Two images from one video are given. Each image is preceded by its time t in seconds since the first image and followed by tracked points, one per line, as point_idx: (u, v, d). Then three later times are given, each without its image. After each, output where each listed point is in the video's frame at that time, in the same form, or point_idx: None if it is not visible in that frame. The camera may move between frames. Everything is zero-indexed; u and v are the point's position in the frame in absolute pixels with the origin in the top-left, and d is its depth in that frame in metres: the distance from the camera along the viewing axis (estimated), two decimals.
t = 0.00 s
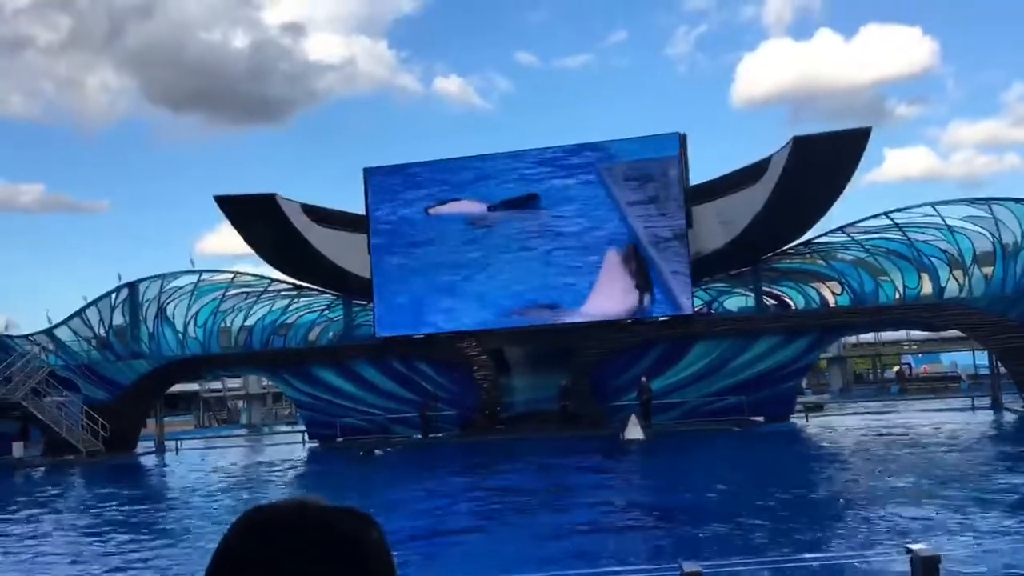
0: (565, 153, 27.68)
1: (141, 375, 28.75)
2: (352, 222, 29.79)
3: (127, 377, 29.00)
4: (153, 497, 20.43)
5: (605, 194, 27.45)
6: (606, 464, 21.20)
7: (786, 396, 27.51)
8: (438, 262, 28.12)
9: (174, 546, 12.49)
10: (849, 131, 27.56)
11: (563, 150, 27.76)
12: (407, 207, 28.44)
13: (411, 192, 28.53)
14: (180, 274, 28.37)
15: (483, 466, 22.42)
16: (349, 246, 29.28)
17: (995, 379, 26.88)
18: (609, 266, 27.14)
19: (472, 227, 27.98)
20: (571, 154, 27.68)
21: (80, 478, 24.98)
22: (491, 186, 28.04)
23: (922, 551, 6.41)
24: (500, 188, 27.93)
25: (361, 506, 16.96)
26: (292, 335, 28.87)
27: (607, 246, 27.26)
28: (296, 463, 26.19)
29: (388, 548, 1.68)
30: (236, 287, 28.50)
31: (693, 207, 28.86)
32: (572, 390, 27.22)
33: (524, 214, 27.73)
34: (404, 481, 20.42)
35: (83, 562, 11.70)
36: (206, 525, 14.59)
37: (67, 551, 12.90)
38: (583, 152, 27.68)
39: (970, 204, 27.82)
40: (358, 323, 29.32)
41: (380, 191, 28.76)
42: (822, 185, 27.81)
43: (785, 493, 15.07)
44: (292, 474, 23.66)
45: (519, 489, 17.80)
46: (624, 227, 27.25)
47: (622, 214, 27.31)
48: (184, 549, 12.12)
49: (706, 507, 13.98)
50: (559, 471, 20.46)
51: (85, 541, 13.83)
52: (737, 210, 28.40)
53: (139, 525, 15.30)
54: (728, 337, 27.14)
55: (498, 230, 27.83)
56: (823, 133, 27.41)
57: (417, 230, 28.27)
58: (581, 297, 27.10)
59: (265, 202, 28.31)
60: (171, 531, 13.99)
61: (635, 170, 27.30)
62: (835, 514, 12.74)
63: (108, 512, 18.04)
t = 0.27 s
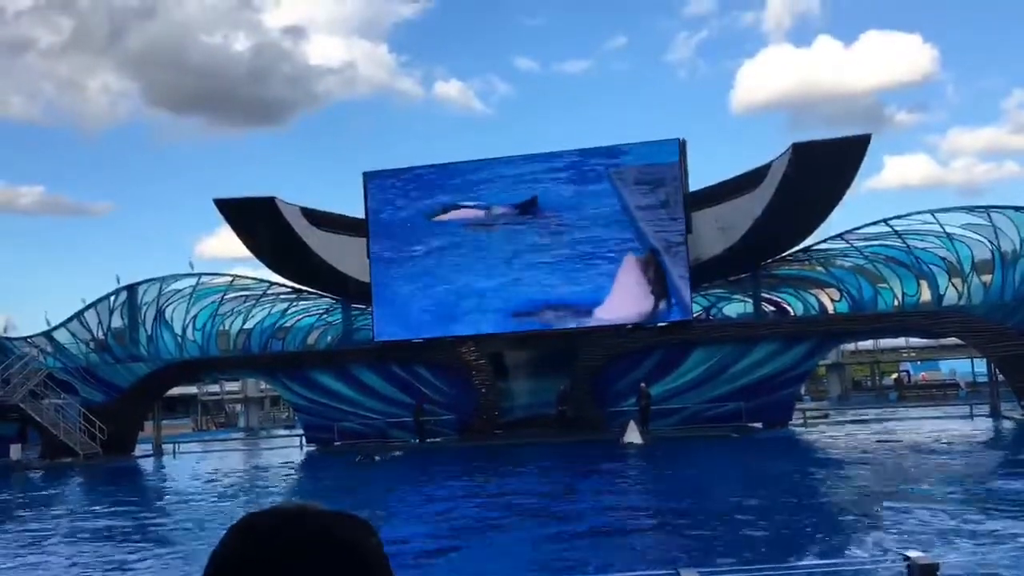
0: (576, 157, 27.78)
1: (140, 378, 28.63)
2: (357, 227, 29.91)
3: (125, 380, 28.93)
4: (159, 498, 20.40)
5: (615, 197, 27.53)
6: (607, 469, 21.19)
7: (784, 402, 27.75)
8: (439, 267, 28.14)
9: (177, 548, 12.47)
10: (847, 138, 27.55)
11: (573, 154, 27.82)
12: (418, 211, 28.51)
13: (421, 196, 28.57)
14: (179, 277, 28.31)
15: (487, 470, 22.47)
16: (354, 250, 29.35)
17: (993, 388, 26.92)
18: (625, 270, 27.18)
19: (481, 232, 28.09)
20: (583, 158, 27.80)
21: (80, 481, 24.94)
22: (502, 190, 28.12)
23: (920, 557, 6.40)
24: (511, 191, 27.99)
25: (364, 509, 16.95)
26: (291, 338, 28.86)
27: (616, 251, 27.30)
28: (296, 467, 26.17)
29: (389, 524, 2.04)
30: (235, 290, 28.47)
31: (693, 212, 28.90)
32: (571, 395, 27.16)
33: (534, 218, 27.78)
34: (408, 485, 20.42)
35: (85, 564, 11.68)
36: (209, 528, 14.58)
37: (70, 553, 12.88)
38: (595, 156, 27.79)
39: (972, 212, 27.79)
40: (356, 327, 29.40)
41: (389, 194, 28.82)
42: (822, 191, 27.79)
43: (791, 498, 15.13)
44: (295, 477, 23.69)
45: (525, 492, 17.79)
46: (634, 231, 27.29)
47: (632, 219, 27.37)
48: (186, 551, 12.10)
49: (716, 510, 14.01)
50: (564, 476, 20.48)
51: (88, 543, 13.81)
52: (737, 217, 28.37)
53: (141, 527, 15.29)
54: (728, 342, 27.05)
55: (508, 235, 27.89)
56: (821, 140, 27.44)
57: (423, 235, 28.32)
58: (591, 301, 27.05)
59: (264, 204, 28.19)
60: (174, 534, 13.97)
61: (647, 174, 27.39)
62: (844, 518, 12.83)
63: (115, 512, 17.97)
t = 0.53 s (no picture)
0: (593, 145, 25.43)
1: (97, 390, 25.97)
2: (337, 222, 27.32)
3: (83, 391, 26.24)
4: (105, 524, 17.89)
5: (635, 191, 25.23)
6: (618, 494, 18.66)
7: (811, 417, 24.93)
8: (436, 267, 25.88)
9: None
10: (878, 128, 24.96)
11: (587, 144, 25.52)
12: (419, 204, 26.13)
13: (421, 188, 26.13)
14: (143, 279, 25.94)
15: (488, 493, 19.94)
16: (335, 249, 26.77)
17: None
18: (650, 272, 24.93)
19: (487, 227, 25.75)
20: (600, 148, 25.43)
21: (28, 503, 22.41)
22: (511, 182, 25.77)
23: None
24: (521, 183, 25.64)
25: (338, 537, 14.49)
26: (265, 347, 26.31)
27: (637, 250, 25.06)
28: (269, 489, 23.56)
29: (349, 564, 1.61)
30: (204, 292, 26.14)
31: (708, 209, 26.30)
32: (573, 408, 24.61)
33: (546, 213, 25.45)
34: (394, 511, 17.82)
35: None
36: (147, 564, 12.13)
37: None
38: (611, 145, 25.48)
39: (1011, 210, 25.67)
40: (338, 334, 26.74)
41: (387, 184, 26.35)
42: (850, 186, 25.26)
43: (849, 534, 12.75)
44: (273, 501, 21.13)
45: (529, 520, 15.26)
46: (656, 229, 25.12)
47: (653, 215, 25.12)
48: None
49: (766, 550, 11.45)
50: (573, 501, 17.90)
51: None
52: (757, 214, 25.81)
53: (69, 562, 12.85)
54: (747, 352, 24.58)
55: (517, 231, 25.62)
56: (850, 131, 24.93)
57: (422, 233, 26.03)
58: (608, 305, 25.01)
59: (237, 198, 25.88)
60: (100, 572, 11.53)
61: (669, 165, 25.22)
62: (934, 560, 10.41)
63: (58, 543, 15.37)
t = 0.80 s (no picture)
0: (606, 133, 23.89)
1: (67, 394, 24.36)
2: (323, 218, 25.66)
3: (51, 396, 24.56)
4: (63, 538, 16.34)
5: (651, 182, 23.71)
6: (628, 508, 17.11)
7: (825, 426, 23.31)
8: (429, 264, 24.30)
9: None
10: (897, 119, 23.66)
11: (600, 133, 24.01)
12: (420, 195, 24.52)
13: (423, 178, 24.55)
14: (114, 277, 24.35)
15: (482, 509, 18.20)
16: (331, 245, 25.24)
17: None
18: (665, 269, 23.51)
19: (491, 221, 24.26)
20: (613, 138, 23.90)
21: None
22: (519, 172, 24.24)
23: None
24: (530, 173, 24.17)
25: (320, 554, 12.98)
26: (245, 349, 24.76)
27: (653, 246, 23.69)
28: (249, 500, 21.99)
29: None
30: (181, 292, 24.73)
31: (715, 204, 24.79)
32: (572, 415, 23.22)
33: (555, 206, 23.97)
34: (378, 528, 16.07)
35: None
36: None
37: None
38: (626, 135, 23.96)
39: None
40: (323, 335, 24.98)
41: (386, 174, 24.74)
42: (868, 180, 23.90)
43: (902, 548, 11.02)
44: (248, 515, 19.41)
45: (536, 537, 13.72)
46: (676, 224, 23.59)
47: (671, 208, 23.59)
48: None
49: None
50: (580, 520, 16.14)
51: None
52: (769, 208, 24.36)
53: None
54: (756, 356, 23.19)
55: (524, 224, 24.17)
56: (868, 122, 23.56)
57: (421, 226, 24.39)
58: (619, 304, 23.57)
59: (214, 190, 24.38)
60: None
61: (688, 157, 23.70)
62: None
63: (9, 558, 13.88)
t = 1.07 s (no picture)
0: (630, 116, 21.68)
1: (24, 403, 22.17)
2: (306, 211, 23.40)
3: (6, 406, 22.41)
4: None
5: (680, 170, 21.48)
6: (651, 533, 14.81)
7: (858, 441, 20.91)
8: (425, 260, 22.04)
9: None
10: (936, 101, 21.50)
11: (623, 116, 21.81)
12: (424, 184, 22.20)
13: (428, 165, 22.22)
14: (76, 274, 22.21)
15: (481, 532, 15.91)
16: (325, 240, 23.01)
17: None
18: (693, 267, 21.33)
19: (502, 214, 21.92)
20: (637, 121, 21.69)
21: None
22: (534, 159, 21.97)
23: None
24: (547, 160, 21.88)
25: None
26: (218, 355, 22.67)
27: (681, 241, 21.41)
28: (221, 520, 19.70)
29: None
30: (148, 291, 22.57)
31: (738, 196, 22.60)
32: (579, 428, 20.94)
33: (571, 196, 21.75)
34: (358, 555, 13.67)
35: None
36: None
37: None
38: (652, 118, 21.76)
39: None
40: (304, 340, 22.59)
41: (388, 160, 22.46)
42: (906, 169, 21.69)
43: None
44: (217, 539, 17.11)
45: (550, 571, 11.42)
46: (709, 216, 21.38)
47: (701, 199, 21.42)
48: None
49: None
50: (596, 543, 13.69)
51: None
52: (796, 201, 22.18)
53: None
54: (783, 363, 20.98)
55: (537, 217, 21.85)
56: (903, 104, 21.45)
57: (425, 220, 22.08)
58: (641, 305, 21.38)
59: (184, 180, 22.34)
60: None
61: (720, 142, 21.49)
62: None
63: None
